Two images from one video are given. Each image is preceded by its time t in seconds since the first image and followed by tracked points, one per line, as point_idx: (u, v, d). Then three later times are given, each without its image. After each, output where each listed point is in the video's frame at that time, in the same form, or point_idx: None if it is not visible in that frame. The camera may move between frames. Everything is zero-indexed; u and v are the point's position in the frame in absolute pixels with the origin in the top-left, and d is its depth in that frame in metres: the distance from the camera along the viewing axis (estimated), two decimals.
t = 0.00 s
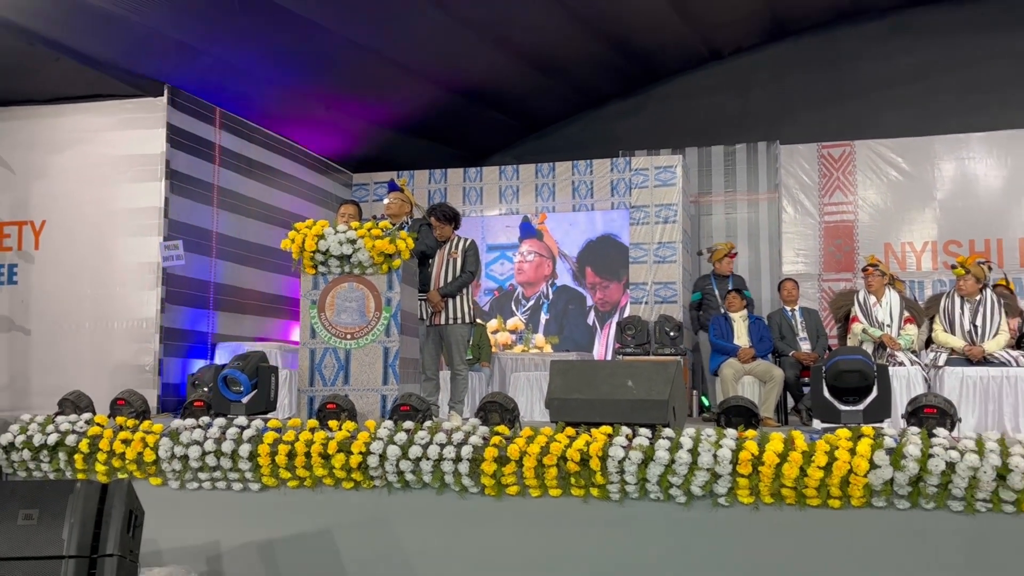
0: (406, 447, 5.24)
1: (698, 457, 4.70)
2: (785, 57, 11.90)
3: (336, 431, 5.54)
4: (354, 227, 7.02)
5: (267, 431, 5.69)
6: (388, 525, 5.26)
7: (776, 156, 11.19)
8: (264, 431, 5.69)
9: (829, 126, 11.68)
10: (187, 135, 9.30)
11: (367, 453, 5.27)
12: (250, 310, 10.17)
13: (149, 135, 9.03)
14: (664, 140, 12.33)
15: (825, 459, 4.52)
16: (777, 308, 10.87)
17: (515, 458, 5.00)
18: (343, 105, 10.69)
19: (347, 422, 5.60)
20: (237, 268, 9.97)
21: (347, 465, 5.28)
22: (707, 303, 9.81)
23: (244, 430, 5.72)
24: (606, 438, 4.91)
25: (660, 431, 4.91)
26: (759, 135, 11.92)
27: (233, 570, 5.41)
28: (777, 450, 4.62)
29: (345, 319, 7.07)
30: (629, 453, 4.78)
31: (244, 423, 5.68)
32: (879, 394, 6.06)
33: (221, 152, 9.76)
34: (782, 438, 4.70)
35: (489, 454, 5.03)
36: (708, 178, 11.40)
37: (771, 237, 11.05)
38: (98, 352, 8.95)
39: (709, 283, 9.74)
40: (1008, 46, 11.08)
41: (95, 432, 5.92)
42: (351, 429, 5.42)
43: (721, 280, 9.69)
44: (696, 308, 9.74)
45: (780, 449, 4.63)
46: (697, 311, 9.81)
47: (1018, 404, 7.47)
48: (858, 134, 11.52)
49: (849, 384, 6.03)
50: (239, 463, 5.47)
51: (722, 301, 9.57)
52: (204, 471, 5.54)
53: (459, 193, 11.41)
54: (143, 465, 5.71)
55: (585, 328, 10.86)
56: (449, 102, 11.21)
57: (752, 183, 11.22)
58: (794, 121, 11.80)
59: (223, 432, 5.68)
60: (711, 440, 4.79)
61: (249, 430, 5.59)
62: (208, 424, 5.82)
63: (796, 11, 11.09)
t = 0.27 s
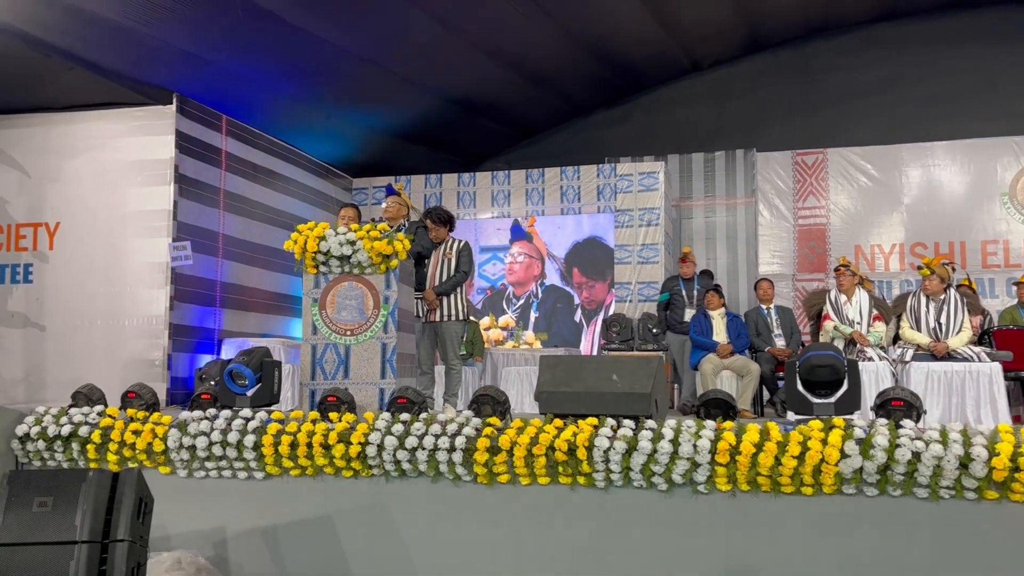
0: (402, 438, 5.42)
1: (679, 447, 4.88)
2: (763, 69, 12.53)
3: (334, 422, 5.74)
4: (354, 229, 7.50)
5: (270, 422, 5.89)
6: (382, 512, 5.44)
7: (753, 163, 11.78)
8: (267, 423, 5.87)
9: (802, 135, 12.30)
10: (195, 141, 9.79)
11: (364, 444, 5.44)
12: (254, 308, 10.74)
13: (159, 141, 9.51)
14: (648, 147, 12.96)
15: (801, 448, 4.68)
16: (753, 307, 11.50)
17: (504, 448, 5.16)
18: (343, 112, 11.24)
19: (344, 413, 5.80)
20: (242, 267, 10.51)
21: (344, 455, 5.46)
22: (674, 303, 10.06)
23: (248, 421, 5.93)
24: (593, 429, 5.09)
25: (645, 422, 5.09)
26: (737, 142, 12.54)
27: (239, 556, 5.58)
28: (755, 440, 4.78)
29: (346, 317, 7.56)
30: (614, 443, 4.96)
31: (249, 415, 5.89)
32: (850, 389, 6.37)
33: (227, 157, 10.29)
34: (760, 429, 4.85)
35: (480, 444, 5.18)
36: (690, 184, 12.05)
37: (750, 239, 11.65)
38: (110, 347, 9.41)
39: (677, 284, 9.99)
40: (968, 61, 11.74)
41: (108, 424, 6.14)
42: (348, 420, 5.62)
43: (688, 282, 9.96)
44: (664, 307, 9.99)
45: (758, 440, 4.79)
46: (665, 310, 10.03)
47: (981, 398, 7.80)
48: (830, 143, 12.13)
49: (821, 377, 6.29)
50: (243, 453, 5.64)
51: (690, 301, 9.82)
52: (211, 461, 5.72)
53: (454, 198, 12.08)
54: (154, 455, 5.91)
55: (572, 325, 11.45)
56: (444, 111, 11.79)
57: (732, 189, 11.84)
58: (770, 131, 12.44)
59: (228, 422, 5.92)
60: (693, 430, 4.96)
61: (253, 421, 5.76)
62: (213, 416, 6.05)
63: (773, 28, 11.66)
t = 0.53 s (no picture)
0: (399, 431, 5.83)
1: (660, 440, 5.31)
2: (743, 79, 13.07)
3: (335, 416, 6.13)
4: (352, 231, 7.93)
5: (270, 416, 6.31)
6: (382, 501, 5.86)
7: (732, 169, 12.35)
8: (268, 416, 6.30)
9: (780, 143, 12.88)
10: (199, 146, 10.21)
11: (363, 437, 5.86)
12: (256, 307, 11.19)
13: (165, 146, 9.92)
14: (632, 153, 13.52)
15: (774, 441, 5.10)
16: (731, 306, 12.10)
17: (496, 441, 5.57)
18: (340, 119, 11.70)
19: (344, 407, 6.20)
20: (245, 268, 10.96)
21: (344, 447, 5.87)
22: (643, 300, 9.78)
23: (249, 415, 6.36)
24: (578, 423, 5.50)
25: (629, 416, 5.51)
26: (716, 150, 13.11)
27: (240, 543, 6.01)
28: (733, 433, 5.20)
29: (343, 314, 8.01)
30: (599, 436, 5.37)
31: (250, 408, 6.34)
32: (823, 385, 6.82)
33: (230, 162, 10.73)
34: (738, 423, 5.29)
35: (473, 437, 5.61)
36: (671, 189, 12.67)
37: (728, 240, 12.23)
38: (116, 343, 9.81)
39: (641, 281, 9.71)
40: (934, 74, 12.35)
41: (114, 417, 6.58)
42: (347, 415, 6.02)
43: (652, 277, 9.67)
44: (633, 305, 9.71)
45: (735, 432, 5.22)
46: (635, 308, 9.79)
47: (947, 393, 8.11)
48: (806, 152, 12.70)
49: (796, 373, 6.77)
50: (246, 445, 6.05)
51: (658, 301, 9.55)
52: (214, 452, 6.15)
53: (447, 201, 12.60)
54: (158, 447, 6.34)
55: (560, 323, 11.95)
56: (437, 118, 12.28)
57: (712, 193, 12.41)
58: (748, 137, 13.01)
59: (230, 416, 6.30)
60: (673, 424, 5.38)
61: (254, 415, 6.19)
62: (216, 410, 6.45)
63: (752, 41, 12.17)
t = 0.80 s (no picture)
0: (397, 429, 6.07)
1: (651, 438, 5.51)
2: (734, 87, 13.47)
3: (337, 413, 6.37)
4: (353, 235, 8.28)
5: (275, 412, 6.56)
6: (382, 496, 6.15)
7: (716, 173, 13.21)
8: (273, 413, 6.56)
9: (761, 151, 13.39)
10: (207, 152, 10.62)
11: (363, 434, 6.11)
12: (261, 306, 11.62)
13: (173, 151, 10.31)
14: (623, 158, 14.01)
15: (762, 439, 5.30)
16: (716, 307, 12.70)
17: (491, 439, 5.80)
18: (342, 125, 12.14)
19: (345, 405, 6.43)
20: (248, 269, 11.36)
21: (347, 444, 6.13)
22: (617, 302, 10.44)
23: (254, 412, 6.58)
24: (572, 422, 5.71)
25: (620, 414, 5.73)
26: (704, 156, 13.63)
27: (243, 536, 6.34)
28: (720, 431, 5.40)
29: (344, 315, 8.36)
30: (592, 434, 5.59)
31: (255, 407, 6.58)
32: (809, 383, 6.85)
33: (237, 167, 11.17)
34: (725, 421, 5.47)
35: (468, 435, 5.81)
36: (659, 194, 13.43)
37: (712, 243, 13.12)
38: (126, 341, 10.20)
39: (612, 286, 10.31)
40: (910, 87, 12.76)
41: (124, 414, 6.76)
42: (348, 413, 6.27)
43: (621, 281, 10.28)
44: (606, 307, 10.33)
45: (723, 430, 5.41)
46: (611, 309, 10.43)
47: (921, 391, 8.39)
48: (785, 159, 13.24)
49: (779, 373, 6.84)
50: (251, 441, 6.36)
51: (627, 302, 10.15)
52: (220, 447, 6.45)
53: (444, 205, 13.36)
54: (167, 443, 6.65)
55: (553, 322, 12.74)
56: (437, 125, 12.72)
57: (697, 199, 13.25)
58: (732, 144, 13.53)
59: (236, 413, 6.58)
60: (665, 421, 5.59)
61: (259, 412, 6.47)
62: (222, 406, 6.70)
63: (739, 55, 12.52)
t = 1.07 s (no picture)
0: (390, 423, 6.35)
1: (635, 432, 5.84)
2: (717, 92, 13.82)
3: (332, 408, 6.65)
4: (347, 235, 8.53)
5: (271, 407, 6.82)
6: (376, 488, 6.45)
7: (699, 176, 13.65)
8: (268, 408, 6.81)
9: (741, 155, 13.79)
10: (203, 154, 10.92)
11: (357, 428, 6.39)
12: (254, 304, 11.90)
13: (170, 153, 10.59)
14: (609, 161, 14.38)
15: (741, 432, 5.63)
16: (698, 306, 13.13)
17: (481, 432, 6.09)
18: (335, 128, 12.42)
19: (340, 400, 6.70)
20: (242, 268, 11.63)
21: (342, 438, 6.42)
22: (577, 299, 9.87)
23: (251, 407, 6.84)
24: (558, 417, 6.00)
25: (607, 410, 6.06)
26: (686, 159, 14.03)
27: (241, 527, 6.63)
28: (701, 425, 5.73)
29: (338, 313, 8.63)
30: (579, 428, 5.91)
31: (251, 402, 6.83)
32: (785, 380, 7.14)
33: (232, 168, 11.49)
34: (706, 416, 5.80)
35: (460, 430, 6.10)
36: (644, 197, 13.98)
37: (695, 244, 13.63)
38: (123, 338, 10.46)
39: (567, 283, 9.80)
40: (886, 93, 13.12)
41: (123, 409, 7.05)
42: (343, 407, 6.54)
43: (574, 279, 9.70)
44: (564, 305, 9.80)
45: (705, 424, 5.74)
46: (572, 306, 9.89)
47: (894, 387, 8.73)
48: (763, 162, 13.65)
49: (760, 370, 7.16)
50: (248, 435, 6.62)
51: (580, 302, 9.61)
52: (218, 441, 6.71)
53: (435, 206, 13.77)
54: (166, 438, 6.90)
55: (540, 320, 13.17)
56: (427, 127, 13.01)
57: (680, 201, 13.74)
58: (716, 148, 13.89)
59: (233, 408, 6.83)
60: (648, 416, 5.94)
61: (255, 408, 6.71)
62: (219, 401, 6.95)
63: (721, 62, 12.80)
